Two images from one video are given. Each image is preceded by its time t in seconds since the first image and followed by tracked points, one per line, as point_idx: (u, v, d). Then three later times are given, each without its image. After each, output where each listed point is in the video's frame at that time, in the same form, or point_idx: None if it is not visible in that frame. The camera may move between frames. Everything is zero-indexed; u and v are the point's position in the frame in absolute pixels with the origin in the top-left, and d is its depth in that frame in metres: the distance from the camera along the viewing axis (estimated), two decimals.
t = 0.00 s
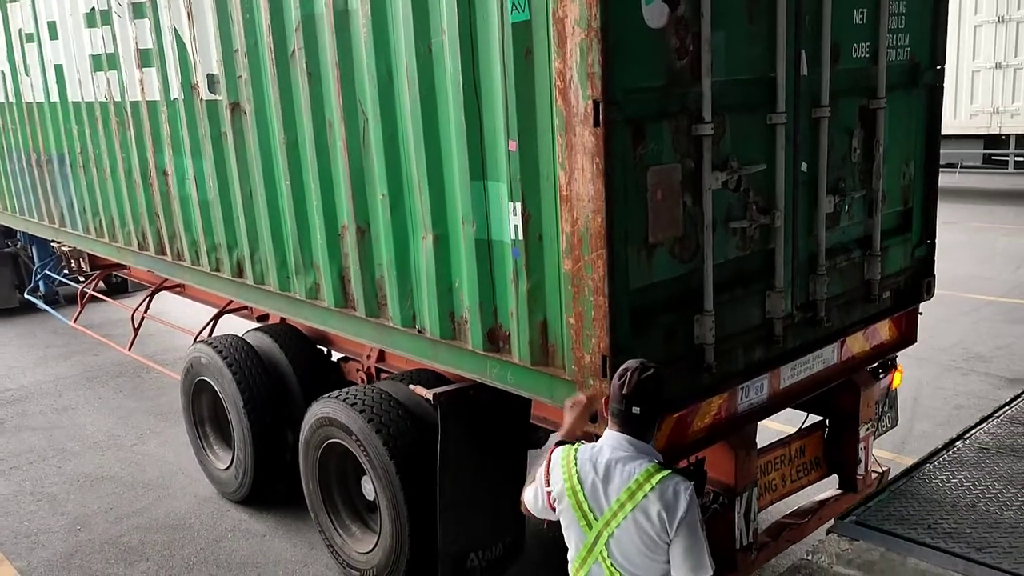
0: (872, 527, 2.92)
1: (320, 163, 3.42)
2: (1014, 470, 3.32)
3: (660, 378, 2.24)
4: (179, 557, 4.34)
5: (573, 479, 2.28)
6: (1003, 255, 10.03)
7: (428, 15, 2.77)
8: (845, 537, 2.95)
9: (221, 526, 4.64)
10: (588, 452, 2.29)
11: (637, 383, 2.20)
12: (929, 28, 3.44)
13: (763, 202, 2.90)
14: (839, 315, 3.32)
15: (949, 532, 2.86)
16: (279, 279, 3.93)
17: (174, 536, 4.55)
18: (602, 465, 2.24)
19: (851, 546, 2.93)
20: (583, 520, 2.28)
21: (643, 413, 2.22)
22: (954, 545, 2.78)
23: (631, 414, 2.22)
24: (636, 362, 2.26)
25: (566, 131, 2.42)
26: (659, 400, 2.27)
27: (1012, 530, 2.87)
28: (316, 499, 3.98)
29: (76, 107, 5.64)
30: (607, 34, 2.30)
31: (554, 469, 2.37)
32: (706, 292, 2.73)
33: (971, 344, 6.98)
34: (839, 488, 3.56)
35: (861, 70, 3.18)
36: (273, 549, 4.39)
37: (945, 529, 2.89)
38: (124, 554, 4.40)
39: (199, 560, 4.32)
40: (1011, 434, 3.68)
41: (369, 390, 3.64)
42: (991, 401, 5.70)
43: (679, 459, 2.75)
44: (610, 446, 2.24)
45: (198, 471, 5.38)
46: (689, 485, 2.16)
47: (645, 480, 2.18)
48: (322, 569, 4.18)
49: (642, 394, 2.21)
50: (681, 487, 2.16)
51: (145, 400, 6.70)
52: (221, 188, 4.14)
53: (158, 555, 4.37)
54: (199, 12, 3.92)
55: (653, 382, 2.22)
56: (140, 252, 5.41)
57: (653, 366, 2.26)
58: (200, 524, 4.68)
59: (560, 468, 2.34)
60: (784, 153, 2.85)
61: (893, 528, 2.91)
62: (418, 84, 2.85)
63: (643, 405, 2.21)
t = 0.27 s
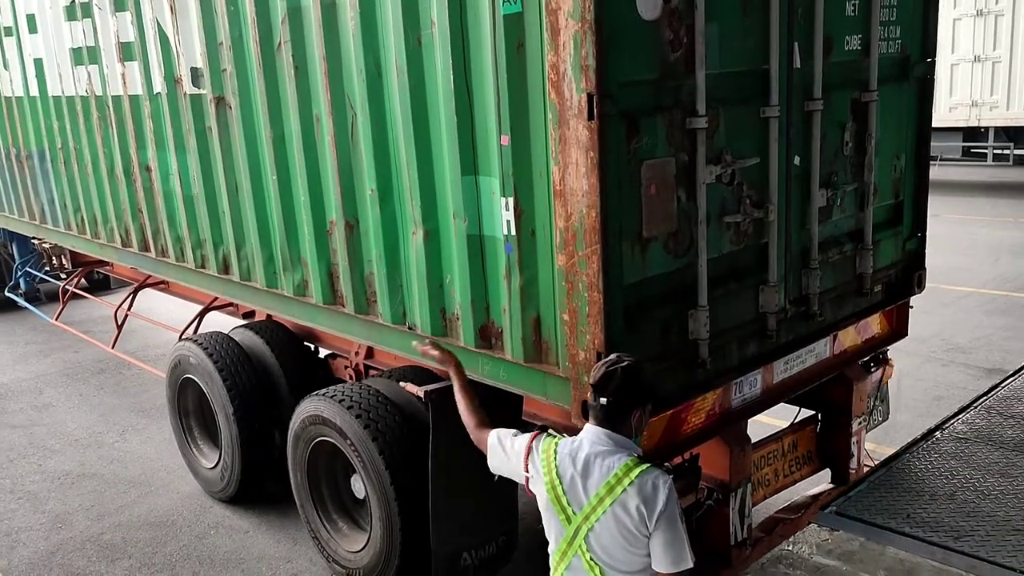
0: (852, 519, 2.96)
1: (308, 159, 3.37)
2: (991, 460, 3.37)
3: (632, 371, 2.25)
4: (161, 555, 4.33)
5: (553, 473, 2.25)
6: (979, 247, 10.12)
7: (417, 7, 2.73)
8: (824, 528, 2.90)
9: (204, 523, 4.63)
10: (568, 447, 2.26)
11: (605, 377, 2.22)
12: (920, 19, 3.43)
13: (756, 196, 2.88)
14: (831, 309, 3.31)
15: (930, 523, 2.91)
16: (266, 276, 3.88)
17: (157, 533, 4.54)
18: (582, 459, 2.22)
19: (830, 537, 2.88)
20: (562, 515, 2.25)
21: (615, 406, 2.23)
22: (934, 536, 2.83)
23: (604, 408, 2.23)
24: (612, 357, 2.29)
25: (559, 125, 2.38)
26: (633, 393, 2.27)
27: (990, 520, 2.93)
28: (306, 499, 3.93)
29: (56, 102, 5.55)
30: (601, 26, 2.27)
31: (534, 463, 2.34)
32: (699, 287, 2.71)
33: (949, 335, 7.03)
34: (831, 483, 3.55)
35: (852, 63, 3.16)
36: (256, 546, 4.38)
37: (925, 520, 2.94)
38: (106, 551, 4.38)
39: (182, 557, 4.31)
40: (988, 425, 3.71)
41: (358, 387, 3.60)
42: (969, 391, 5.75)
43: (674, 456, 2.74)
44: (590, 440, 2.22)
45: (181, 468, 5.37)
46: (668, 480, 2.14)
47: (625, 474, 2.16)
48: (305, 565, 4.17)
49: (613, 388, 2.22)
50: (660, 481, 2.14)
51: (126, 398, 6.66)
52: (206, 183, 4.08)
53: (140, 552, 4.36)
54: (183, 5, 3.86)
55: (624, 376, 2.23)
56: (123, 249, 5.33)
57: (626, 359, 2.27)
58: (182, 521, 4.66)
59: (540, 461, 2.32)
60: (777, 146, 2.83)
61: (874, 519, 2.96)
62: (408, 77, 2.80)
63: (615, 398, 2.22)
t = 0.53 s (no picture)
0: (838, 515, 2.86)
1: (299, 157, 3.33)
2: (977, 452, 3.27)
3: (614, 370, 2.21)
4: (147, 555, 4.29)
5: (534, 469, 2.27)
6: (963, 242, 10.16)
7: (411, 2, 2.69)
8: (811, 522, 2.87)
9: (190, 523, 4.60)
10: (550, 444, 2.28)
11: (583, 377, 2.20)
12: (915, 15, 3.41)
13: (753, 193, 2.86)
14: (828, 307, 3.29)
15: (915, 518, 2.82)
16: (256, 275, 3.83)
17: (142, 533, 4.51)
18: (563, 456, 2.24)
19: (817, 532, 2.84)
20: (543, 510, 2.27)
21: (595, 405, 2.21)
22: (919, 531, 2.74)
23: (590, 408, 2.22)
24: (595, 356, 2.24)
25: (556, 122, 2.35)
26: (619, 391, 2.23)
27: (976, 514, 2.84)
28: (297, 502, 3.88)
29: (41, 99, 5.47)
30: (598, 22, 2.24)
31: (516, 458, 2.37)
32: (697, 286, 2.68)
33: (934, 330, 7.05)
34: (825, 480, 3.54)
35: (848, 59, 3.14)
36: (242, 545, 4.35)
37: (911, 515, 2.84)
38: (91, 552, 4.35)
39: (168, 558, 4.28)
40: (972, 419, 3.59)
41: (351, 387, 3.56)
42: (953, 386, 5.76)
43: (672, 456, 2.73)
44: (571, 437, 2.24)
45: (167, 468, 5.32)
46: (648, 476, 2.17)
47: (605, 470, 2.18)
48: (292, 565, 4.15)
49: (591, 387, 2.20)
50: (640, 478, 2.17)
51: (111, 398, 6.60)
52: (195, 182, 4.02)
53: (126, 552, 4.32)
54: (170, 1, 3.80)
55: (604, 377, 2.19)
56: (110, 248, 5.27)
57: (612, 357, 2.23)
58: (168, 521, 4.63)
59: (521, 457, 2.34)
60: (774, 143, 2.81)
61: (860, 514, 2.86)
62: (401, 74, 2.76)
63: (595, 398, 2.20)
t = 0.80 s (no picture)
0: (827, 512, 2.77)
1: (293, 157, 3.29)
2: (965, 450, 3.20)
3: (603, 371, 2.20)
4: (136, 557, 4.25)
5: (524, 468, 2.29)
6: (949, 239, 10.19)
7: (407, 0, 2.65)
8: (799, 520, 2.71)
9: (180, 524, 4.57)
10: (539, 443, 2.29)
11: (571, 379, 2.20)
12: (912, 13, 3.40)
13: (752, 193, 2.84)
14: (826, 307, 3.27)
15: (904, 516, 2.75)
16: (249, 276, 3.79)
17: (131, 535, 4.47)
18: (551, 455, 2.25)
19: (805, 530, 2.70)
20: (531, 509, 2.29)
21: (583, 406, 2.21)
22: (907, 528, 2.66)
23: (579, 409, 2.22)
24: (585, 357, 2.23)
25: (555, 122, 2.32)
26: (607, 393, 2.22)
27: (964, 512, 2.77)
28: (292, 505, 3.83)
29: (29, 99, 5.41)
30: (599, 21, 2.21)
31: (506, 456, 2.38)
32: (697, 287, 2.66)
33: (920, 327, 7.06)
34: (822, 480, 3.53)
35: (847, 57, 3.12)
36: (232, 546, 4.32)
37: (900, 512, 2.77)
38: (80, 554, 4.31)
39: (157, 559, 4.24)
40: (959, 416, 3.52)
41: (346, 389, 3.53)
42: (941, 382, 5.77)
43: (673, 457, 2.71)
44: (560, 437, 2.25)
45: (156, 469, 5.27)
46: (636, 477, 2.18)
47: (593, 471, 2.18)
48: (282, 566, 4.12)
49: (579, 389, 2.19)
50: (628, 478, 2.17)
51: (99, 399, 6.55)
52: (186, 182, 3.98)
53: (115, 554, 4.29)
54: None
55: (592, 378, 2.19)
56: (100, 249, 5.21)
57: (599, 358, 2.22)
58: (158, 522, 4.59)
59: (511, 455, 2.36)
60: (773, 142, 2.79)
61: (849, 512, 2.78)
62: (397, 73, 2.73)
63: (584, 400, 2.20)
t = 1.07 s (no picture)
0: (817, 511, 2.76)
1: (288, 157, 3.26)
2: (954, 448, 3.19)
3: (592, 371, 2.16)
4: (127, 559, 4.22)
5: (514, 468, 2.26)
6: (939, 238, 10.22)
7: None
8: (790, 518, 2.71)
9: (170, 525, 4.53)
10: (528, 443, 2.27)
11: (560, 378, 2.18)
12: (910, 11, 3.39)
13: (752, 193, 2.82)
14: (826, 307, 3.26)
15: (894, 514, 2.73)
16: (244, 278, 3.75)
17: (122, 536, 4.43)
18: (541, 455, 2.22)
19: (796, 528, 2.68)
20: (521, 509, 2.26)
21: (572, 406, 2.19)
22: (897, 526, 2.65)
23: (569, 409, 2.20)
24: (577, 356, 2.20)
25: (556, 122, 2.30)
26: (598, 393, 2.18)
27: (953, 508, 2.76)
28: (288, 508, 3.79)
29: (19, 99, 5.36)
30: (600, 20, 2.19)
31: (496, 456, 2.35)
32: (697, 288, 2.64)
33: (910, 325, 7.07)
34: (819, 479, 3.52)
35: (846, 56, 3.11)
36: (223, 547, 4.29)
37: (889, 511, 2.75)
38: (70, 557, 4.27)
39: (148, 561, 4.20)
40: (948, 414, 3.50)
41: (341, 391, 3.49)
42: (931, 380, 5.78)
43: (674, 460, 2.69)
44: (550, 436, 2.22)
45: (146, 471, 5.23)
46: (626, 475, 2.15)
47: (583, 470, 2.16)
48: (273, 567, 4.10)
49: (569, 388, 2.17)
50: (618, 476, 2.15)
51: (89, 400, 6.49)
52: (180, 183, 3.94)
53: (105, 556, 4.25)
54: None
55: (581, 378, 2.16)
56: (91, 250, 5.16)
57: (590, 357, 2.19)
58: (148, 524, 4.55)
59: (501, 454, 2.33)
60: (773, 142, 2.77)
61: (839, 511, 2.76)
62: (395, 72, 2.71)
63: (573, 399, 2.18)
